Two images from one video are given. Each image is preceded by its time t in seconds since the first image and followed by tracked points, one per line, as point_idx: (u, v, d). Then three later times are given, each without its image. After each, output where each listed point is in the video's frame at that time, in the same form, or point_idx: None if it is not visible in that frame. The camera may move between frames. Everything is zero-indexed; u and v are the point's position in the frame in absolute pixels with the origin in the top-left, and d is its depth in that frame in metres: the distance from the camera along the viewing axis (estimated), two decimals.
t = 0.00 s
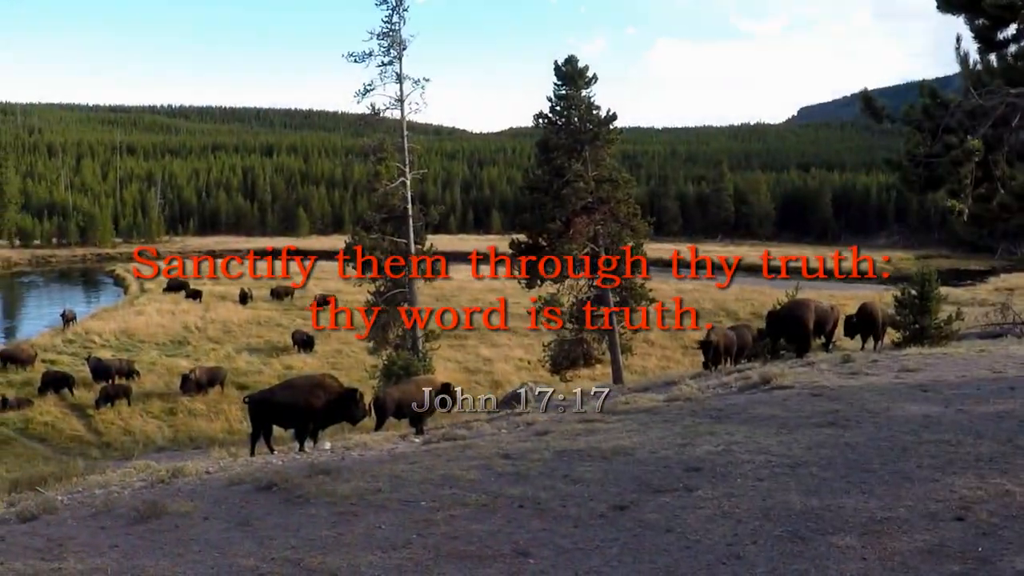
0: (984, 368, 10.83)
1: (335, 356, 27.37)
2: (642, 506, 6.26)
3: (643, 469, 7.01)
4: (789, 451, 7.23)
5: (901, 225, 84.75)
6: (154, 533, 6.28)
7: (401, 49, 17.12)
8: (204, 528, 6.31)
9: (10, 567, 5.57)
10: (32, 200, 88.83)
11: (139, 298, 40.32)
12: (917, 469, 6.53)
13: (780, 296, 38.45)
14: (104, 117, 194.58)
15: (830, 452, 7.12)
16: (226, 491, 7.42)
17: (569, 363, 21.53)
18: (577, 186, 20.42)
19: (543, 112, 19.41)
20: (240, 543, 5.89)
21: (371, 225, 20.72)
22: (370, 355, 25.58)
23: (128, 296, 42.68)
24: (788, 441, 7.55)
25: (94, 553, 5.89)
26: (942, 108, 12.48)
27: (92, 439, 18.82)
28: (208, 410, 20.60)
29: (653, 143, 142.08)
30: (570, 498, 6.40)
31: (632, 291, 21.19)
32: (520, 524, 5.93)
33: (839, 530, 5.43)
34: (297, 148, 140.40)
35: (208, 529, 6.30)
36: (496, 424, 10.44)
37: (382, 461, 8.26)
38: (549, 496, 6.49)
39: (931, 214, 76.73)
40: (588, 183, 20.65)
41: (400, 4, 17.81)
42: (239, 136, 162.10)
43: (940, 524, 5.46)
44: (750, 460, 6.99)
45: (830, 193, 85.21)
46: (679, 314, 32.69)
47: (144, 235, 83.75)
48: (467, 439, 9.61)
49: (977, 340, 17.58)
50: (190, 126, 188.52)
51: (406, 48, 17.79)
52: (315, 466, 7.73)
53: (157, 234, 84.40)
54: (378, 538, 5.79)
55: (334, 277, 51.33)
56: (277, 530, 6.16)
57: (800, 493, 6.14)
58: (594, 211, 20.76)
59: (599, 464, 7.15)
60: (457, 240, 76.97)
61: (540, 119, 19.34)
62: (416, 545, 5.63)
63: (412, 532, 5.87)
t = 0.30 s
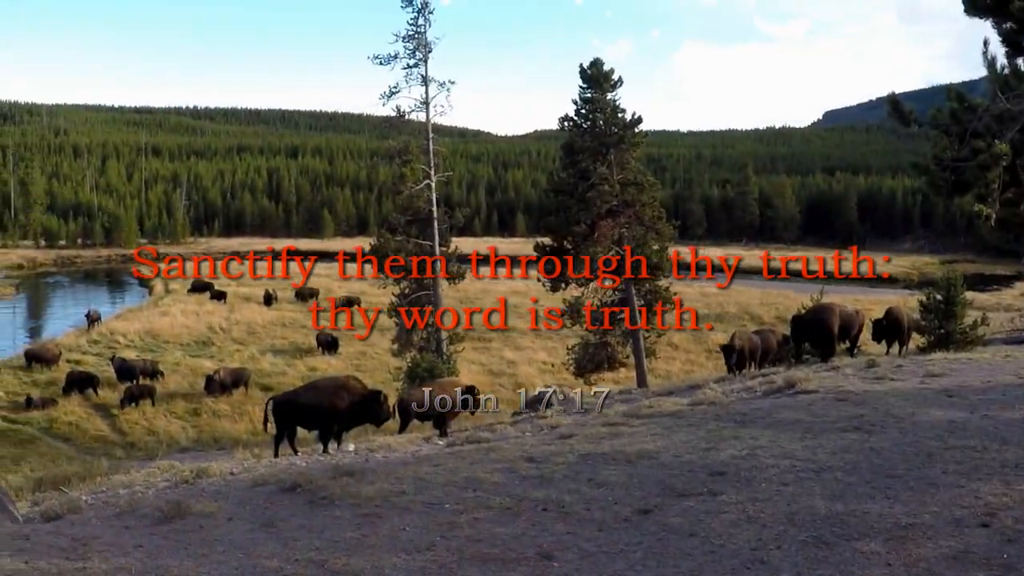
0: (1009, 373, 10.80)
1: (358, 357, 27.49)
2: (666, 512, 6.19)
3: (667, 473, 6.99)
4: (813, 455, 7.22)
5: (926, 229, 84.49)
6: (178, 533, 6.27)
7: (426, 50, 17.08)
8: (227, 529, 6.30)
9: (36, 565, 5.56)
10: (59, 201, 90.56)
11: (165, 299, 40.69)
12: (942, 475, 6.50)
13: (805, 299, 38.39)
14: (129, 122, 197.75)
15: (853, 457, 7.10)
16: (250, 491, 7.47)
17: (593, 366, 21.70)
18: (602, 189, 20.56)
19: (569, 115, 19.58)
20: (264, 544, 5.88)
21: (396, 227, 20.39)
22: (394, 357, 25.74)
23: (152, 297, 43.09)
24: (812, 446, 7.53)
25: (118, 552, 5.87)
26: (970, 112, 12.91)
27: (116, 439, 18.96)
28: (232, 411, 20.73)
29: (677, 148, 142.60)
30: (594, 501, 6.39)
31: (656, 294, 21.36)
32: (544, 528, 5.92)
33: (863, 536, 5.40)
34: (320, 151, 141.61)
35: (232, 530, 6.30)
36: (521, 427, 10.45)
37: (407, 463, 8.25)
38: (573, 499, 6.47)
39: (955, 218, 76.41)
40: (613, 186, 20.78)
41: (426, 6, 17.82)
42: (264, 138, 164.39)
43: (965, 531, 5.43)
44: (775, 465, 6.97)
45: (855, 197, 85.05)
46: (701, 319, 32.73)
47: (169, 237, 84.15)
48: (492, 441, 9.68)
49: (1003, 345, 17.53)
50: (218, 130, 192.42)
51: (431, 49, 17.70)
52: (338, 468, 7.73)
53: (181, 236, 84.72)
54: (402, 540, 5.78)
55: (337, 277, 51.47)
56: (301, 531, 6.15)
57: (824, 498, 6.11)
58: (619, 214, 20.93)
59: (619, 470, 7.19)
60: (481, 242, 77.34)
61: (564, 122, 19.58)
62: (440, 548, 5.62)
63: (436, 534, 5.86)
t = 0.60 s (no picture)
0: None
1: (381, 357, 27.56)
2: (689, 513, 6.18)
3: (691, 475, 6.96)
4: (839, 459, 7.21)
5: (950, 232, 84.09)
6: (201, 531, 6.28)
7: (452, 51, 17.20)
8: (250, 528, 6.30)
9: (61, 561, 5.56)
10: (86, 200, 91.96)
11: (189, 298, 40.93)
12: (966, 480, 6.46)
13: (829, 302, 38.24)
14: (152, 124, 200.04)
15: (878, 461, 7.08)
16: (274, 490, 7.50)
17: (617, 367, 21.91)
18: (626, 191, 20.44)
19: (593, 117, 19.64)
20: (286, 543, 5.87)
21: (420, 226, 20.53)
22: (417, 357, 25.79)
23: (176, 296, 43.36)
24: (837, 449, 7.51)
25: (142, 550, 5.86)
26: (999, 115, 12.32)
27: (139, 437, 19.05)
28: (254, 410, 20.79)
29: (699, 150, 142.69)
30: (618, 503, 6.38)
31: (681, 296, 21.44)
32: (568, 528, 5.90)
33: (888, 540, 5.37)
34: (343, 152, 142.40)
35: (255, 528, 6.29)
36: (546, 428, 10.43)
37: (430, 463, 8.26)
38: (597, 501, 6.45)
39: (980, 222, 75.98)
40: (637, 187, 20.68)
41: (451, 6, 17.89)
42: (291, 139, 165.73)
43: (989, 535, 5.39)
44: (799, 468, 6.95)
45: (880, 199, 84.87)
46: (724, 322, 32.67)
47: (194, 235, 84.78)
48: (516, 441, 9.71)
49: None
50: (241, 132, 194.69)
51: (456, 49, 17.84)
52: (361, 468, 7.75)
53: (206, 235, 85.00)
54: (425, 540, 5.77)
55: (354, 276, 51.70)
56: (324, 530, 6.14)
57: (848, 501, 6.08)
58: (644, 215, 20.75)
59: (643, 471, 7.20)
60: (504, 244, 77.61)
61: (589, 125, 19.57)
62: (463, 548, 5.61)
63: (460, 534, 5.85)
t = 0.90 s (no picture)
0: None
1: (403, 358, 27.63)
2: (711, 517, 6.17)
3: (712, 478, 6.96)
4: (861, 463, 7.20)
5: (974, 236, 83.89)
6: (222, 531, 6.27)
7: (476, 53, 17.26)
8: (271, 528, 6.29)
9: (82, 559, 5.56)
10: (109, 198, 92.92)
11: (212, 297, 41.21)
12: (988, 485, 6.43)
13: (853, 305, 38.21)
14: (176, 124, 202.38)
15: (901, 465, 7.06)
16: (296, 489, 7.51)
17: (639, 369, 22.12)
18: (649, 192, 20.33)
19: (616, 118, 19.60)
20: (309, 543, 5.87)
21: (443, 227, 20.73)
22: (440, 358, 25.85)
23: (197, 295, 43.67)
24: (858, 453, 7.50)
25: (162, 548, 5.86)
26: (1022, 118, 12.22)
27: (161, 435, 19.17)
28: (276, 409, 20.85)
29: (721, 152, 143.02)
30: (640, 505, 6.37)
31: (703, 298, 21.41)
32: (591, 530, 5.89)
33: (909, 544, 5.35)
34: (365, 152, 143.24)
35: (277, 528, 6.28)
36: (568, 429, 10.45)
37: (452, 464, 8.27)
38: (619, 503, 6.45)
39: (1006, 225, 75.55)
40: (660, 189, 20.67)
41: (475, 7, 17.92)
42: (315, 140, 166.60)
43: (1013, 540, 5.35)
44: (821, 471, 6.92)
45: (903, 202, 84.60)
46: (747, 325, 32.66)
47: (217, 235, 85.24)
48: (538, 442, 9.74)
49: None
50: (264, 132, 196.07)
51: (480, 51, 17.87)
52: (384, 469, 7.76)
53: (228, 235, 85.63)
54: (447, 541, 5.77)
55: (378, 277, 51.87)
56: (346, 531, 6.14)
57: (870, 505, 6.06)
58: (666, 217, 20.74)
59: (666, 473, 7.20)
60: (527, 245, 77.96)
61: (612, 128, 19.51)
62: (485, 549, 5.61)
63: (481, 535, 5.86)
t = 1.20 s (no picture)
0: None
1: (426, 358, 27.63)
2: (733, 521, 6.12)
3: (735, 481, 6.95)
4: (885, 466, 7.16)
5: (998, 238, 83.25)
6: (245, 530, 6.27)
7: (499, 54, 17.26)
8: (294, 528, 6.28)
9: (105, 558, 5.56)
10: (132, 198, 93.98)
11: (234, 296, 41.45)
12: (1014, 490, 6.38)
13: (878, 308, 38.01)
14: (201, 124, 204.47)
15: (925, 470, 7.02)
16: (319, 489, 7.53)
17: (661, 371, 22.23)
18: (672, 194, 20.31)
19: (640, 119, 19.60)
20: (331, 543, 5.87)
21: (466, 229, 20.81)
22: (462, 359, 25.88)
23: (220, 295, 43.83)
24: (881, 456, 7.48)
25: (185, 547, 5.87)
26: None
27: (183, 434, 19.26)
28: (299, 409, 20.89)
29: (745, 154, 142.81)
30: (662, 508, 6.35)
31: (726, 300, 21.96)
32: (613, 532, 5.88)
33: (931, 549, 5.33)
34: (388, 153, 143.80)
35: (300, 528, 6.28)
36: (591, 431, 10.45)
37: (475, 465, 8.27)
38: (641, 505, 6.44)
39: None
40: (683, 191, 20.53)
41: (499, 8, 17.92)
42: (338, 141, 167.14)
43: None
44: (845, 475, 6.89)
45: (927, 203, 84.09)
46: (770, 328, 32.58)
47: (240, 235, 85.79)
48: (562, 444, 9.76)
49: None
50: (287, 132, 197.47)
51: (503, 52, 17.85)
52: (406, 469, 7.77)
53: (251, 235, 86.21)
54: (469, 542, 5.76)
55: (401, 278, 51.98)
56: (369, 531, 6.14)
57: (893, 509, 6.04)
58: (689, 219, 20.66)
59: (687, 475, 7.19)
60: (549, 246, 78.12)
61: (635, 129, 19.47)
62: (508, 550, 5.61)
63: (504, 536, 5.85)
